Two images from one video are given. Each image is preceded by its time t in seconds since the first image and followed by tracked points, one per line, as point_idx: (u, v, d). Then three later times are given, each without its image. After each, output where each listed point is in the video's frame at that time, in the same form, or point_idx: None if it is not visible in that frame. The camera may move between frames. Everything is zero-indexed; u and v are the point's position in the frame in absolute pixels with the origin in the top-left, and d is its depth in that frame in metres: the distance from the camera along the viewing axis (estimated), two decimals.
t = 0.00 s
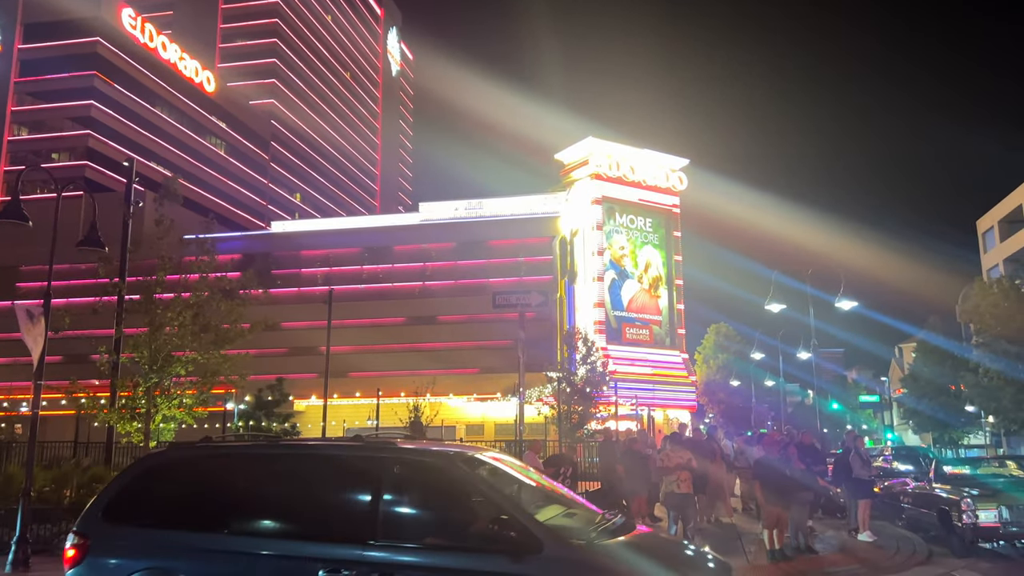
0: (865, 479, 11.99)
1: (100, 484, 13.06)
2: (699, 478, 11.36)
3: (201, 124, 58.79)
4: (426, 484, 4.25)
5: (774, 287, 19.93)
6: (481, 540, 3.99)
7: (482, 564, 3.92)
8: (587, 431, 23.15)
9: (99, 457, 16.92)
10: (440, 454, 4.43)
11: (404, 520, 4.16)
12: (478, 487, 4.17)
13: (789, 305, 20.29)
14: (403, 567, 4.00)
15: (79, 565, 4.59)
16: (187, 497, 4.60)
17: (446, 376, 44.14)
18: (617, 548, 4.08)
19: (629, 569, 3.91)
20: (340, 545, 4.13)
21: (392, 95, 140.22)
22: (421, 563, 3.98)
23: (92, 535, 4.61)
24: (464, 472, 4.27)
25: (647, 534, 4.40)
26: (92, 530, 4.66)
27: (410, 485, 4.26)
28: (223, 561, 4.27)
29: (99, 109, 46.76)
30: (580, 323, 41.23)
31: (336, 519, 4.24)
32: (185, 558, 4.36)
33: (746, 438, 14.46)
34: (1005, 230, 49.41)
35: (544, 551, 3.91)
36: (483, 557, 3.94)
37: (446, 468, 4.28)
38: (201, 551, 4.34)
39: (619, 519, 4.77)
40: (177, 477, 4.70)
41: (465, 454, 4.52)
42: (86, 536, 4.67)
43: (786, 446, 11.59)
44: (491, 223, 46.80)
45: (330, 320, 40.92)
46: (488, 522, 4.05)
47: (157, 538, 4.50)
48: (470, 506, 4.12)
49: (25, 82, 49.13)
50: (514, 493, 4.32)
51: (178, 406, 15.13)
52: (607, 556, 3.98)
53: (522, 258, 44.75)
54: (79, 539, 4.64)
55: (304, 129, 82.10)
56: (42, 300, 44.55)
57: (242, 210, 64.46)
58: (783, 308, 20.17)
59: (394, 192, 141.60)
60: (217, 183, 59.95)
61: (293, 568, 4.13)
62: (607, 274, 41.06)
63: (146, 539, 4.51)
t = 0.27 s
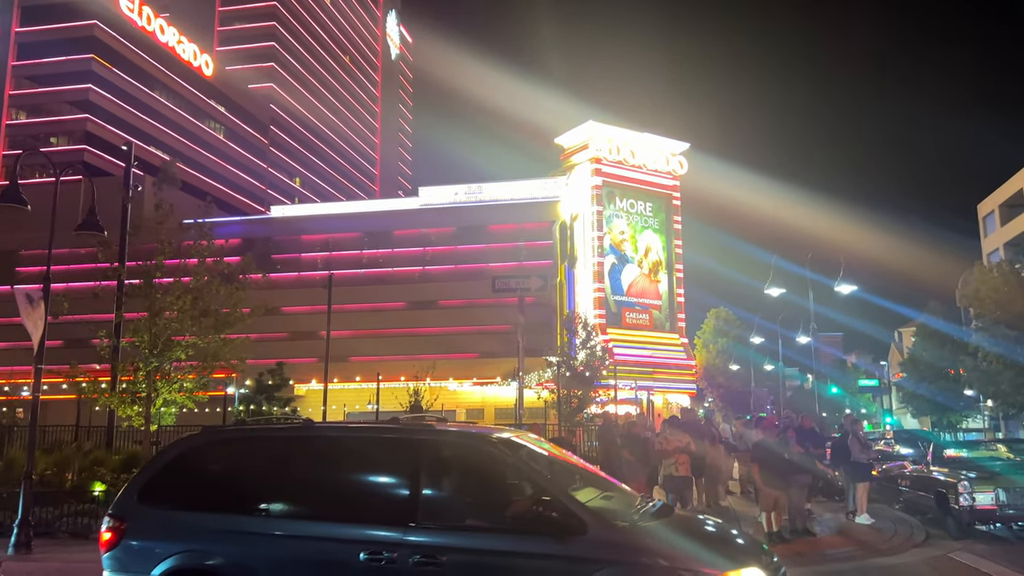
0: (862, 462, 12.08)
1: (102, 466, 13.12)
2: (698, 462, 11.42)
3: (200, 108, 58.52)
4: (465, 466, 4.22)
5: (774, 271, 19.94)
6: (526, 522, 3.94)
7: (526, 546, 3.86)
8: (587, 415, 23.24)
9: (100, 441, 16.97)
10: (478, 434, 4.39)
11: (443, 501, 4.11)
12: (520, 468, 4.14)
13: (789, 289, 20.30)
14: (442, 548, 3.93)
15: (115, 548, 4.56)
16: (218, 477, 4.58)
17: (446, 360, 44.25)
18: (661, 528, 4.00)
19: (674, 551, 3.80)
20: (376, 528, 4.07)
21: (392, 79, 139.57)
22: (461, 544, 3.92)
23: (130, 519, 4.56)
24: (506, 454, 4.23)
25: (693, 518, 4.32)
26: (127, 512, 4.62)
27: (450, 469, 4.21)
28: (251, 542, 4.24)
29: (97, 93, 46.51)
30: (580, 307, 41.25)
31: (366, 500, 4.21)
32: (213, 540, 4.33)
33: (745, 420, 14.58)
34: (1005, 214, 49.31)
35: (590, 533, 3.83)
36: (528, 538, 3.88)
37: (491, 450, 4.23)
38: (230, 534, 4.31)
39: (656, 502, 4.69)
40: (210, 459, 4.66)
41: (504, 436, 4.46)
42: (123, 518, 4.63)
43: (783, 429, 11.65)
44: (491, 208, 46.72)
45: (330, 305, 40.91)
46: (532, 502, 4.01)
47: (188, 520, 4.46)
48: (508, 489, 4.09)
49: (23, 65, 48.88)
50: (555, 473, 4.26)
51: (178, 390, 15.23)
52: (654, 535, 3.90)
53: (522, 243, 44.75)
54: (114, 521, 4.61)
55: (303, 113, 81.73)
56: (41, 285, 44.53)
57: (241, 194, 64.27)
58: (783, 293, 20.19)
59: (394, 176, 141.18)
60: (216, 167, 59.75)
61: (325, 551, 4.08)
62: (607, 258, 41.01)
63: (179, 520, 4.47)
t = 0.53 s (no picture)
0: (862, 447, 12.14)
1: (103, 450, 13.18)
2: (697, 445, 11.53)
3: (198, 92, 58.31)
4: (502, 452, 4.44)
5: (774, 256, 19.91)
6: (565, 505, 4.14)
7: (562, 528, 4.05)
8: (587, 399, 23.29)
9: (101, 425, 17.02)
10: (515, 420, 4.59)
11: (479, 485, 4.32)
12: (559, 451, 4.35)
13: (788, 273, 20.29)
14: (480, 529, 4.13)
15: (149, 531, 4.76)
16: (247, 461, 4.80)
17: (446, 345, 44.38)
18: (696, 509, 4.13)
19: (711, 531, 3.94)
20: (415, 512, 4.28)
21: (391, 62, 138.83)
22: (499, 526, 4.12)
23: (163, 503, 4.77)
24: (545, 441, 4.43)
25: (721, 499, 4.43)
26: (160, 497, 4.82)
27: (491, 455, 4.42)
28: (285, 525, 4.45)
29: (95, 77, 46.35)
30: (580, 292, 41.29)
31: (397, 486, 4.42)
32: (245, 524, 4.55)
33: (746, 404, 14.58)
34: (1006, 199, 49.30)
35: (629, 514, 4.03)
36: (564, 520, 4.08)
37: (530, 438, 4.45)
38: (262, 517, 4.53)
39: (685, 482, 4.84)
40: (238, 445, 4.87)
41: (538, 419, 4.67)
42: (154, 502, 4.84)
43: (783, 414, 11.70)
44: (491, 193, 46.71)
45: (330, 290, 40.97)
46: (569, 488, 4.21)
47: (219, 505, 4.69)
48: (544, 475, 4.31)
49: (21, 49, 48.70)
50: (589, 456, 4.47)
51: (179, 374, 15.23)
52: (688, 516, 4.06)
53: (523, 227, 44.61)
54: (147, 505, 4.82)
55: (302, 97, 81.42)
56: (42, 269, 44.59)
57: (241, 178, 64.17)
58: (782, 277, 20.18)
59: (394, 161, 140.70)
60: (215, 152, 59.63)
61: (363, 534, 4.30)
62: (607, 243, 41.00)
63: (209, 505, 4.69)
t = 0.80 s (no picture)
0: (861, 430, 12.16)
1: (105, 434, 13.25)
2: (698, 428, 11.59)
3: (197, 76, 58.07)
4: (536, 433, 4.47)
5: (773, 239, 19.86)
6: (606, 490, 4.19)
7: (602, 510, 4.11)
8: (586, 383, 23.38)
9: (100, 408, 17.06)
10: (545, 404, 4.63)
11: (513, 466, 4.37)
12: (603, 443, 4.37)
13: (788, 258, 20.32)
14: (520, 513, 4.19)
15: (181, 514, 4.78)
16: (277, 443, 4.81)
17: (446, 330, 44.44)
18: (736, 491, 4.22)
19: (750, 512, 4.03)
20: (451, 495, 4.33)
21: (390, 46, 138.09)
22: (536, 508, 4.18)
23: (194, 485, 4.78)
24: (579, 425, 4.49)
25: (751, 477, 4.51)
26: (189, 480, 4.83)
27: (525, 438, 4.45)
28: (321, 507, 4.49)
29: (93, 60, 46.15)
30: (579, 277, 41.29)
31: (431, 469, 4.46)
32: (276, 507, 4.58)
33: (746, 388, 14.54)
34: (1006, 184, 49.25)
35: (669, 497, 4.10)
36: (604, 502, 4.15)
37: (558, 420, 4.50)
38: (292, 500, 4.57)
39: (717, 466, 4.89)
40: (264, 427, 4.87)
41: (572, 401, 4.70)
42: (183, 485, 4.84)
43: (781, 397, 11.77)
44: (491, 178, 46.62)
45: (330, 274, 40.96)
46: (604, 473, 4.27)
47: (248, 487, 4.70)
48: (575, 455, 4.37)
49: (18, 32, 48.47)
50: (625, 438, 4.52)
51: (179, 358, 15.29)
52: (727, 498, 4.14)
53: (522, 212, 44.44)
54: (178, 488, 4.82)
55: (301, 81, 81.08)
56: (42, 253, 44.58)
57: (240, 163, 64.01)
58: (782, 262, 20.20)
59: (394, 145, 140.26)
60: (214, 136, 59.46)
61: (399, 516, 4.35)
62: (607, 228, 40.97)
63: (236, 487, 4.71)
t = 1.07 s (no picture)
0: (860, 414, 12.21)
1: (106, 418, 13.32)
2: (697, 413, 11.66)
3: (195, 60, 57.76)
4: (579, 416, 4.49)
5: (773, 226, 19.83)
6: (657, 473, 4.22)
7: (649, 492, 4.17)
8: (586, 368, 23.40)
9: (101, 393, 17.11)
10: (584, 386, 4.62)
11: (555, 449, 4.40)
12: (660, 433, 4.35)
13: (788, 244, 20.28)
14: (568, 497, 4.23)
15: (217, 498, 4.77)
16: (314, 426, 4.80)
17: (446, 315, 44.48)
18: (782, 473, 4.25)
19: (796, 494, 4.07)
20: (499, 479, 4.36)
21: (388, 29, 137.29)
22: (582, 492, 4.23)
23: (231, 470, 4.76)
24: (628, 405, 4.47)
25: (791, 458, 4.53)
26: (225, 464, 4.81)
27: (581, 416, 4.49)
28: (364, 492, 4.54)
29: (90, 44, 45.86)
30: (579, 263, 41.26)
31: (476, 452, 4.49)
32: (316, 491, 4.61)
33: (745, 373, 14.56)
34: (1007, 169, 49.16)
35: (716, 480, 4.14)
36: (650, 485, 4.19)
37: (596, 402, 4.51)
38: (333, 484, 4.60)
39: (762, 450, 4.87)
40: (299, 409, 4.85)
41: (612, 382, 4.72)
42: (220, 470, 4.82)
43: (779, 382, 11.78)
44: (491, 163, 46.49)
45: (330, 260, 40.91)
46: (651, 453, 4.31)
47: (286, 470, 4.72)
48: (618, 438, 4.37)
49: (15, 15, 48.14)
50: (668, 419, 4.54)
51: (178, 343, 15.31)
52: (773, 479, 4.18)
53: (522, 197, 44.37)
54: (215, 473, 4.81)
55: (300, 66, 80.70)
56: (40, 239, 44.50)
57: (238, 148, 63.78)
58: (782, 247, 20.17)
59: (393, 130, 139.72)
60: (212, 121, 59.22)
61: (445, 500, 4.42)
62: (606, 213, 40.90)
63: (272, 471, 4.72)
